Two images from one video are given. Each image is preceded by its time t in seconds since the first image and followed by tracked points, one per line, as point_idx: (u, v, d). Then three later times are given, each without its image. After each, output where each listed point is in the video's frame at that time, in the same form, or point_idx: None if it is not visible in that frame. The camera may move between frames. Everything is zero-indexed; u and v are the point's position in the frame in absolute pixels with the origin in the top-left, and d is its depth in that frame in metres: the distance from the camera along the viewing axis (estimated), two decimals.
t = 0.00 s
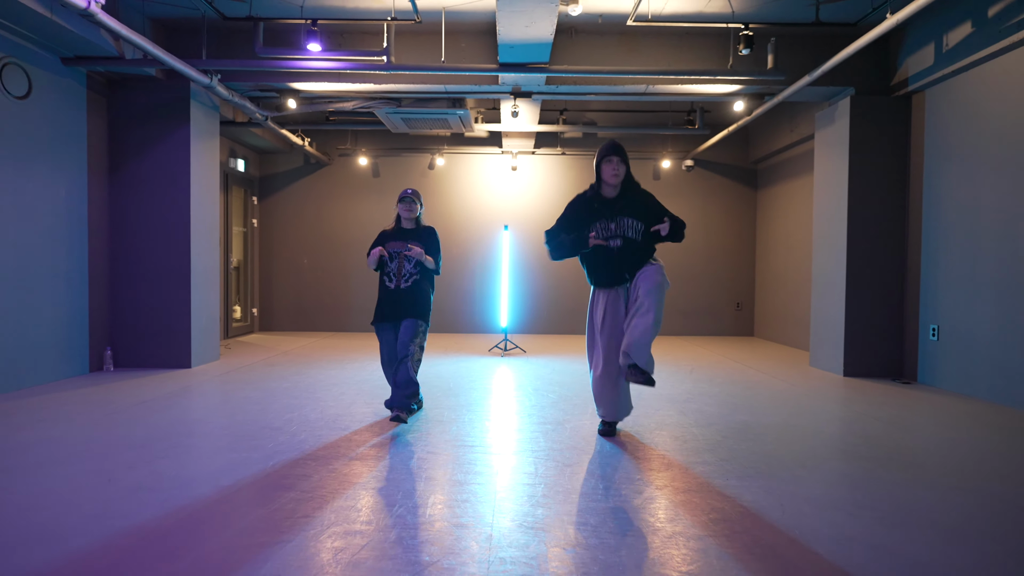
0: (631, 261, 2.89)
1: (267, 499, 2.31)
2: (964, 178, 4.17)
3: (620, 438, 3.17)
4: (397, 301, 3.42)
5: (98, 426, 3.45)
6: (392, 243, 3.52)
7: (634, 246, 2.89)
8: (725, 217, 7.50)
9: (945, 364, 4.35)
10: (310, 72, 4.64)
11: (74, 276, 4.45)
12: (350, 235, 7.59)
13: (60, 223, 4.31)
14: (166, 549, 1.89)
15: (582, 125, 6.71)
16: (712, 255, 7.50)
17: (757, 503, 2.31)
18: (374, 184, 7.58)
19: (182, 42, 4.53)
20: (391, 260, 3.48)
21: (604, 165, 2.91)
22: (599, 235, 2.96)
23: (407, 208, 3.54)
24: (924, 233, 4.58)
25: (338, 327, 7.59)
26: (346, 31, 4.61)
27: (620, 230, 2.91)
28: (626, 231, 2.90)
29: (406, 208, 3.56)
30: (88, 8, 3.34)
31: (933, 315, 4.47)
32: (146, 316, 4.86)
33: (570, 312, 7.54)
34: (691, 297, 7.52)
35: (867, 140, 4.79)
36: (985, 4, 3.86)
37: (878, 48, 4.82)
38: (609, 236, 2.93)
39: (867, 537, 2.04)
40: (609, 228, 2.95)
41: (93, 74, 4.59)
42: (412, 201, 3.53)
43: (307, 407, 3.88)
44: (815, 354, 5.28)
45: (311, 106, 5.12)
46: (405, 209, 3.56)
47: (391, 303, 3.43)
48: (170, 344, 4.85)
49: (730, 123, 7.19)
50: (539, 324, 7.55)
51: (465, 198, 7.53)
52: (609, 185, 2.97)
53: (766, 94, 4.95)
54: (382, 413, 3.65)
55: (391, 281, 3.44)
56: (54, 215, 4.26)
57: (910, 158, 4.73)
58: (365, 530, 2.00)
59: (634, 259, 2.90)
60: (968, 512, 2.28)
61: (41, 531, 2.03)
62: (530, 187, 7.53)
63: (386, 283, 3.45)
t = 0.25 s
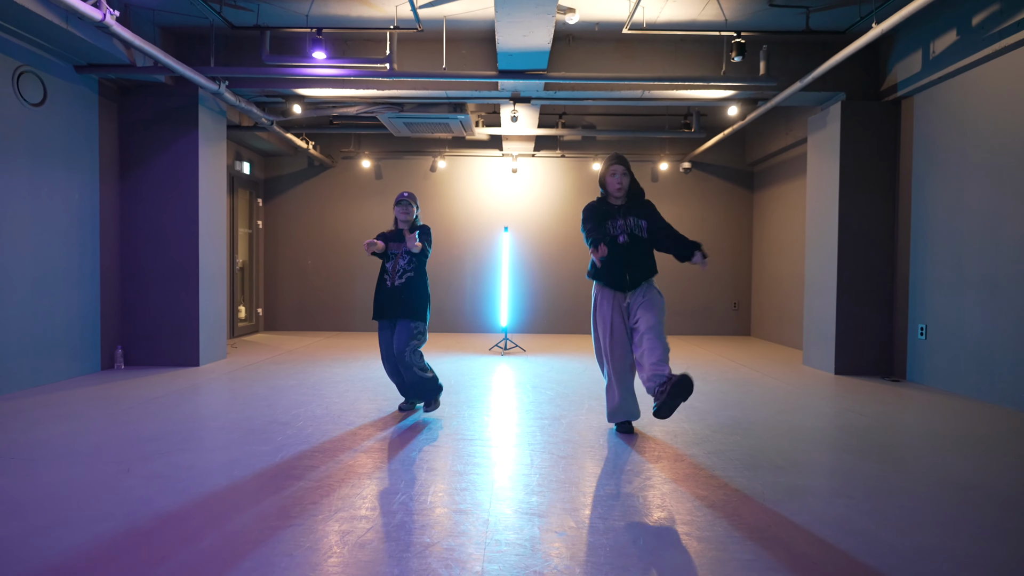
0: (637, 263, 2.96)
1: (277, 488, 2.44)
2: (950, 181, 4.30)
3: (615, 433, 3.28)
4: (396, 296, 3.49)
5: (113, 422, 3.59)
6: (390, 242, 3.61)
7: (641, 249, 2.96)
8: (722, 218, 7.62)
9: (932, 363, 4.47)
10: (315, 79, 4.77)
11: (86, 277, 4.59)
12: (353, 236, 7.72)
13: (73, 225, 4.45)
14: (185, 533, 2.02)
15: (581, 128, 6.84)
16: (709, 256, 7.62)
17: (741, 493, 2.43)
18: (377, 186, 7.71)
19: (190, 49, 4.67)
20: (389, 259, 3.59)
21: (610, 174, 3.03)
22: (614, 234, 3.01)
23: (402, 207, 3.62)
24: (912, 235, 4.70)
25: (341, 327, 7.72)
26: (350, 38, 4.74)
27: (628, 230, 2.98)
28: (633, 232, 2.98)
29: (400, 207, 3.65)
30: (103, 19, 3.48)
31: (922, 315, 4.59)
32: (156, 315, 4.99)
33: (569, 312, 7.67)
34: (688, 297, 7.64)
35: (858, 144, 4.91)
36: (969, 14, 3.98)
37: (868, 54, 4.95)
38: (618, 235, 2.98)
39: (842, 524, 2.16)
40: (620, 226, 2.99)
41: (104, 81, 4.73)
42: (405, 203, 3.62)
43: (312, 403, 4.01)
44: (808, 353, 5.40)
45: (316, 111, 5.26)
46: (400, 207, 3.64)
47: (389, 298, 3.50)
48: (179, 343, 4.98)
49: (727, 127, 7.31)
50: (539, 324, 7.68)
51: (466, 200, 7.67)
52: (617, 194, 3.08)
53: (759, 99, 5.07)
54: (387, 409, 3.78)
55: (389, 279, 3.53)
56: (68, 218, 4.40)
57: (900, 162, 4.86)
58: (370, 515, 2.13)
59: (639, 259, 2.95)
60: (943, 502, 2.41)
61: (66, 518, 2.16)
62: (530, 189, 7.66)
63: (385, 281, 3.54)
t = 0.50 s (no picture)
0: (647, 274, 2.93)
1: (275, 494, 2.43)
2: (955, 183, 4.26)
3: (616, 439, 3.25)
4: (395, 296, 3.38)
5: (113, 425, 3.58)
6: (380, 239, 3.42)
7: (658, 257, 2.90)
8: (725, 220, 7.59)
9: (937, 366, 4.44)
10: (315, 81, 4.75)
11: (87, 280, 4.59)
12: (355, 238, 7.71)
13: (74, 228, 4.45)
14: (182, 540, 2.01)
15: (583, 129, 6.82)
16: (712, 257, 7.59)
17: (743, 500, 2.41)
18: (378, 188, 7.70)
19: (191, 51, 4.66)
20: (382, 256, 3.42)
21: (637, 175, 2.86)
22: (623, 246, 2.91)
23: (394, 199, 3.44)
24: (917, 237, 4.66)
25: (343, 328, 7.71)
26: (350, 40, 4.73)
27: (648, 243, 2.90)
28: (654, 245, 2.90)
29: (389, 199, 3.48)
30: (102, 22, 3.47)
31: (926, 318, 4.55)
32: (157, 317, 4.99)
33: (571, 314, 7.65)
34: (691, 299, 7.60)
35: (862, 146, 4.87)
36: (974, 14, 3.94)
37: (872, 55, 4.91)
38: (634, 246, 2.90)
39: (844, 531, 2.13)
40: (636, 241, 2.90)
41: (105, 83, 4.73)
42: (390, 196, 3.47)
43: (312, 406, 4.00)
44: (812, 355, 5.37)
45: (317, 113, 5.25)
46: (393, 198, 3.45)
47: (389, 297, 3.39)
48: (179, 345, 4.98)
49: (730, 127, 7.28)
50: (541, 325, 7.66)
51: (468, 201, 7.65)
52: (641, 201, 2.91)
53: (762, 101, 5.04)
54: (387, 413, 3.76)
55: (387, 277, 3.41)
56: (69, 221, 4.40)
57: (904, 163, 4.82)
58: (368, 523, 2.11)
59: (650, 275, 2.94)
60: (951, 510, 2.37)
61: (63, 525, 2.15)
62: (532, 190, 7.64)
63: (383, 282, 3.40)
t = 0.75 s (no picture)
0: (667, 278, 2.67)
1: (254, 506, 2.27)
2: (972, 178, 4.09)
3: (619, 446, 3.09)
4: (397, 308, 3.13)
5: (92, 429, 3.43)
6: (369, 250, 3.14)
7: (675, 260, 2.68)
8: (730, 217, 7.42)
9: (952, 368, 4.27)
10: (307, 72, 4.60)
11: (71, 278, 4.45)
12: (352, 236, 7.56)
13: (57, 224, 4.30)
14: (149, 557, 1.86)
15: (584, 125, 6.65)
16: (717, 256, 7.42)
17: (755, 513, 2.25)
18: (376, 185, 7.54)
19: (179, 42, 4.52)
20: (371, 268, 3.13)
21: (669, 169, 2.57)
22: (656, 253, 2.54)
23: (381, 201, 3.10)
24: (931, 234, 4.49)
25: (340, 328, 7.57)
26: (344, 30, 4.57)
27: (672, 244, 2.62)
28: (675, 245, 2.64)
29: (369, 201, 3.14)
30: (80, 8, 3.32)
31: (941, 319, 4.38)
32: (145, 317, 4.84)
33: (572, 313, 7.49)
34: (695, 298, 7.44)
35: (873, 140, 4.70)
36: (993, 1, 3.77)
37: (884, 46, 4.74)
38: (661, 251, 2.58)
39: (864, 547, 1.98)
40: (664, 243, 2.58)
41: (91, 75, 4.59)
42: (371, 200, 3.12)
43: (302, 410, 3.85)
44: (820, 357, 5.20)
45: (311, 107, 5.09)
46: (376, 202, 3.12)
47: (381, 313, 3.11)
48: (168, 345, 4.83)
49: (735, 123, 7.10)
50: (541, 325, 7.51)
51: (467, 198, 7.49)
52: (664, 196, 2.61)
53: (770, 93, 4.87)
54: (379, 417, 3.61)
55: (379, 291, 3.12)
56: (52, 217, 4.25)
57: (918, 158, 4.65)
58: (354, 540, 1.96)
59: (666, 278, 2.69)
60: (978, 523, 2.21)
61: (22, 538, 2.00)
62: (532, 187, 7.48)
63: (374, 295, 3.11)
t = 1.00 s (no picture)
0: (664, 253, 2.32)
1: (228, 517, 2.13)
2: (983, 172, 3.95)
3: (618, 452, 2.95)
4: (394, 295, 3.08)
5: (70, 433, 3.29)
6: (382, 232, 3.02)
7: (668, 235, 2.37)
8: (731, 215, 7.27)
9: (963, 369, 4.12)
10: (297, 65, 4.47)
11: (54, 277, 4.31)
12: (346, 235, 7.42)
13: (39, 221, 4.17)
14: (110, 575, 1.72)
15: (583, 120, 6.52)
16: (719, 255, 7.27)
17: (763, 525, 2.10)
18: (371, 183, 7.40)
19: (164, 34, 4.38)
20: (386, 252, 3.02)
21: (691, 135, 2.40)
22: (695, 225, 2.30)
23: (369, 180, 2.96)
24: (941, 231, 4.34)
25: (334, 329, 7.42)
26: (334, 21, 4.44)
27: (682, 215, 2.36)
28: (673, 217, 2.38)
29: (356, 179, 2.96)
30: None
31: (951, 318, 4.24)
32: (131, 317, 4.70)
33: (571, 313, 7.35)
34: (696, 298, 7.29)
35: (881, 134, 4.56)
36: None
37: (891, 37, 4.59)
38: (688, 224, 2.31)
39: (879, 561, 1.84)
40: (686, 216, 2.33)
41: (74, 68, 4.45)
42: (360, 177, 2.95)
43: (289, 414, 3.71)
44: (825, 358, 5.06)
45: (301, 101, 4.96)
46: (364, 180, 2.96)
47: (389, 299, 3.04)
48: (154, 346, 4.69)
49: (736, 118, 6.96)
50: (540, 325, 7.37)
51: (463, 196, 7.36)
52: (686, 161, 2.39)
53: (774, 86, 4.73)
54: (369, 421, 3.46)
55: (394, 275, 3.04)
56: (33, 214, 4.12)
57: (926, 152, 4.50)
58: (334, 556, 1.82)
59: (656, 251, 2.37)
60: (1000, 534, 2.07)
61: None
62: (530, 185, 7.34)
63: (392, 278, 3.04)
